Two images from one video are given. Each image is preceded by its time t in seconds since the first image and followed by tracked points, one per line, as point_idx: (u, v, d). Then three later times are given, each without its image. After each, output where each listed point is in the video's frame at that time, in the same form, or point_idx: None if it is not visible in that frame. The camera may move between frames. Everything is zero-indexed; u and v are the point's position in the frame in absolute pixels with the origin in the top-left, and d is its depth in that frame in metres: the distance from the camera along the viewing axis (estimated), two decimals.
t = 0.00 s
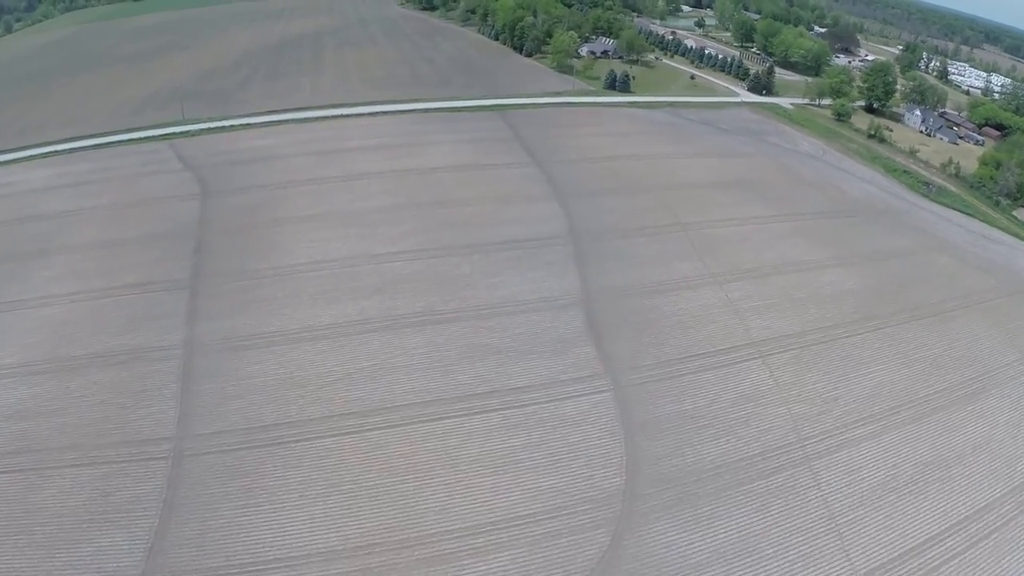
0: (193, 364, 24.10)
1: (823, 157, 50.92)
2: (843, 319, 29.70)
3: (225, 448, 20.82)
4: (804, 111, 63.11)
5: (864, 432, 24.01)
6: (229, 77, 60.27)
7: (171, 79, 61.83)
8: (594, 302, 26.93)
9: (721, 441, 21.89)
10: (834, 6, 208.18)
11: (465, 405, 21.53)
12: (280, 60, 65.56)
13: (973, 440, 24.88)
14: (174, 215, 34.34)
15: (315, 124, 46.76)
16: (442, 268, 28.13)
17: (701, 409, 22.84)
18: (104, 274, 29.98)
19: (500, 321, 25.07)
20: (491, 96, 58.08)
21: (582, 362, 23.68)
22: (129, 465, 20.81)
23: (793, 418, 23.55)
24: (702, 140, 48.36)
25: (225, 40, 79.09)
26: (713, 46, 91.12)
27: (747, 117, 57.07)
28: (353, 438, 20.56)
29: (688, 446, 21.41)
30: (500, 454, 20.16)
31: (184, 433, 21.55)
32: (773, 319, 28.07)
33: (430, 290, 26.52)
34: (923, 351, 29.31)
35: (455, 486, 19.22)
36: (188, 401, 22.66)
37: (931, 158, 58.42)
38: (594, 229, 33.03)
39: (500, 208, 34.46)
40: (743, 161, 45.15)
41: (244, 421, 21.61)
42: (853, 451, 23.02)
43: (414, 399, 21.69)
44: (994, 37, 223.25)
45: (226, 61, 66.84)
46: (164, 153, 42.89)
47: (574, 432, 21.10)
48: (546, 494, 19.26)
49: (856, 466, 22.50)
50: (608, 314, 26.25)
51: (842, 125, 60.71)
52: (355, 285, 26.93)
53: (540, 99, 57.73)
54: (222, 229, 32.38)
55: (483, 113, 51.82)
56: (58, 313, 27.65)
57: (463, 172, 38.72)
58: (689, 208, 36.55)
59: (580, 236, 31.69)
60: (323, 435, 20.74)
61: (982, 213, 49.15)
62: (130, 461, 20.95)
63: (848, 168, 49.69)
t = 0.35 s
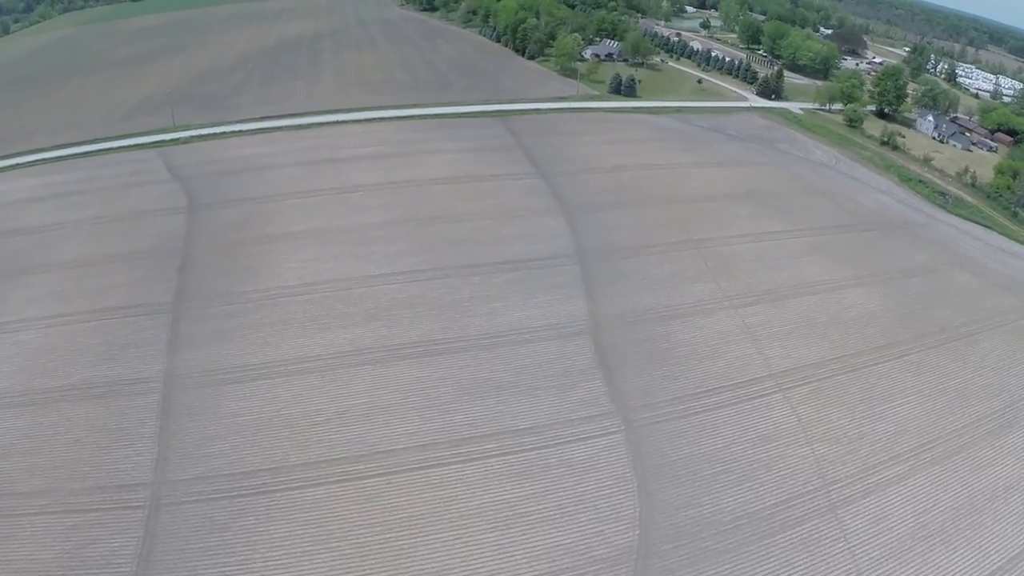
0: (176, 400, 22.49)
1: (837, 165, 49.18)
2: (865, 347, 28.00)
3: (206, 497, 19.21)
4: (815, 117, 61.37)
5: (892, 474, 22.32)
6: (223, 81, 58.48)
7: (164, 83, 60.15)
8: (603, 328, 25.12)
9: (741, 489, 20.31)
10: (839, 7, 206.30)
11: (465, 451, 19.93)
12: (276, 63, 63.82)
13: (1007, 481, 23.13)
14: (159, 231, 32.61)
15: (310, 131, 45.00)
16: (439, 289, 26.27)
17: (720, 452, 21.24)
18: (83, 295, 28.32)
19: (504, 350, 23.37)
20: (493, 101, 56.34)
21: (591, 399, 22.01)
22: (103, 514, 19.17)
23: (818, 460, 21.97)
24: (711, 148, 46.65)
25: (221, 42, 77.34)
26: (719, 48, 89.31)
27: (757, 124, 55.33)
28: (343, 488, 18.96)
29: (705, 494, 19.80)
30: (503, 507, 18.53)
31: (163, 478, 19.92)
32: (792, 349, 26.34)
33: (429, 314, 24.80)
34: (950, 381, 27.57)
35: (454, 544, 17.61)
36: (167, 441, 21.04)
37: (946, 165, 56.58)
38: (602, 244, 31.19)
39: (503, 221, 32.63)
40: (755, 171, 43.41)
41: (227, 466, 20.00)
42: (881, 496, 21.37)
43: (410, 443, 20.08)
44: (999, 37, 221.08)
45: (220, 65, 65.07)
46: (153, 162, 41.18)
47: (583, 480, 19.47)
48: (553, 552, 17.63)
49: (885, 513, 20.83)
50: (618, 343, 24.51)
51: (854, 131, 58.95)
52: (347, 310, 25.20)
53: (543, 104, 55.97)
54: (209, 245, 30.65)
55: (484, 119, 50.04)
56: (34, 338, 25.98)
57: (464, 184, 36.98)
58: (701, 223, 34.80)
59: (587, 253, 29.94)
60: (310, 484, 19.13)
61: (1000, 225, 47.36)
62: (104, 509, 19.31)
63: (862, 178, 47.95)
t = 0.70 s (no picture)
0: (155, 441, 20.87)
1: (850, 176, 47.50)
2: (889, 378, 26.35)
3: (183, 555, 17.62)
4: (826, 124, 59.67)
5: (924, 524, 20.67)
6: (217, 86, 56.76)
7: (157, 88, 58.50)
8: (613, 360, 23.45)
9: (763, 544, 18.70)
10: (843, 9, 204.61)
11: (465, 504, 18.35)
12: (272, 68, 62.16)
13: None
14: (144, 249, 30.94)
15: (305, 140, 43.33)
16: (438, 316, 24.60)
17: (740, 502, 19.63)
18: (62, 320, 26.66)
19: (507, 387, 21.73)
20: (495, 107, 54.68)
21: (601, 443, 20.39)
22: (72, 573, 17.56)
23: (844, 508, 20.37)
24: (721, 157, 44.98)
25: (217, 45, 75.62)
26: (726, 52, 87.70)
27: (768, 132, 53.63)
28: (332, 547, 17.38)
29: (725, 552, 18.21)
30: (506, 569, 16.94)
31: (138, 532, 18.31)
32: (813, 382, 24.73)
33: (426, 346, 23.15)
34: (981, 415, 25.87)
35: None
36: (144, 489, 19.42)
37: (961, 175, 54.89)
38: (611, 263, 29.43)
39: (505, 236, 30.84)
40: (767, 184, 41.72)
41: (208, 519, 18.39)
42: (913, 549, 19.73)
43: (406, 495, 18.50)
44: (1005, 39, 219.25)
45: (214, 69, 63.34)
46: (141, 173, 39.54)
47: (593, 537, 17.86)
48: None
49: (918, 569, 19.21)
50: (629, 378, 22.84)
51: (866, 139, 57.26)
52: (339, 340, 23.57)
53: (546, 111, 54.28)
54: (196, 264, 28.99)
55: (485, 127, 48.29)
56: (6, 368, 24.34)
57: (464, 196, 35.23)
58: (713, 240, 33.07)
59: (595, 273, 28.20)
60: (297, 542, 17.55)
61: (1020, 239, 45.63)
62: (74, 567, 17.70)
63: (876, 189, 46.27)
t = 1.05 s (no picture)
0: (131, 489, 19.27)
1: (865, 187, 45.78)
2: (917, 414, 24.68)
3: None
4: (837, 131, 58.00)
5: None
6: (210, 93, 55.10)
7: (149, 94, 56.83)
8: (624, 398, 21.82)
9: None
10: (847, 11, 202.84)
11: (464, 566, 16.74)
12: (268, 72, 60.45)
13: None
14: (127, 270, 29.33)
15: (299, 149, 41.62)
16: (436, 348, 22.92)
17: (763, 560, 18.00)
18: (37, 349, 25.02)
19: (510, 431, 20.16)
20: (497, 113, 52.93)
21: (612, 494, 18.79)
22: None
23: (875, 566, 18.72)
24: (731, 168, 43.30)
25: (213, 49, 73.94)
26: (732, 56, 85.99)
27: (778, 139, 51.95)
28: None
29: None
30: None
31: None
32: (836, 422, 23.17)
33: (422, 383, 21.53)
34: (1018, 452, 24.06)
35: None
36: (117, 546, 17.82)
37: (978, 185, 53.12)
38: (621, 282, 27.69)
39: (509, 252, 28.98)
40: (780, 195, 40.07)
41: None
42: None
43: (399, 557, 16.90)
44: (1010, 41, 217.33)
45: (209, 74, 61.69)
46: (128, 185, 37.87)
47: None
48: None
49: None
50: (642, 418, 21.22)
51: (879, 147, 55.54)
52: (331, 376, 21.95)
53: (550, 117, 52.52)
54: (181, 288, 27.35)
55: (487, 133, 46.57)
56: None
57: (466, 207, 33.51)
58: (728, 257, 31.28)
59: (605, 295, 26.52)
60: None
61: None
62: None
63: (892, 202, 44.58)
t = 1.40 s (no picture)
0: (103, 544, 17.66)
1: (881, 199, 44.05)
2: (949, 454, 23.04)
3: None
4: (849, 138, 56.30)
5: None
6: (203, 98, 53.41)
7: (141, 100, 55.15)
8: (637, 442, 20.20)
9: None
10: (852, 12, 201.19)
11: None
12: (263, 77, 58.74)
13: None
14: (109, 293, 27.70)
15: (292, 158, 39.88)
16: (434, 385, 21.31)
17: None
18: (8, 381, 23.36)
19: (513, 481, 18.58)
20: (499, 117, 51.07)
21: (624, 554, 17.20)
22: None
23: None
24: (743, 179, 41.58)
25: (208, 51, 72.21)
26: (739, 59, 84.27)
27: (790, 148, 50.23)
28: None
29: None
30: None
31: None
32: (862, 465, 21.58)
33: (417, 426, 19.95)
34: None
35: None
36: None
37: (996, 195, 51.36)
38: (632, 306, 25.98)
39: (513, 270, 27.21)
40: (795, 208, 38.37)
41: None
42: None
43: None
44: (1016, 42, 215.49)
45: (203, 78, 59.96)
46: (114, 199, 36.20)
47: None
48: None
49: None
50: (655, 465, 19.60)
51: (893, 155, 53.82)
52: (320, 416, 20.38)
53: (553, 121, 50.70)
54: (164, 314, 25.74)
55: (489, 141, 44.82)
56: None
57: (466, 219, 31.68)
58: (744, 276, 29.54)
59: (615, 321, 24.85)
60: None
61: None
62: None
63: (909, 215, 42.86)
